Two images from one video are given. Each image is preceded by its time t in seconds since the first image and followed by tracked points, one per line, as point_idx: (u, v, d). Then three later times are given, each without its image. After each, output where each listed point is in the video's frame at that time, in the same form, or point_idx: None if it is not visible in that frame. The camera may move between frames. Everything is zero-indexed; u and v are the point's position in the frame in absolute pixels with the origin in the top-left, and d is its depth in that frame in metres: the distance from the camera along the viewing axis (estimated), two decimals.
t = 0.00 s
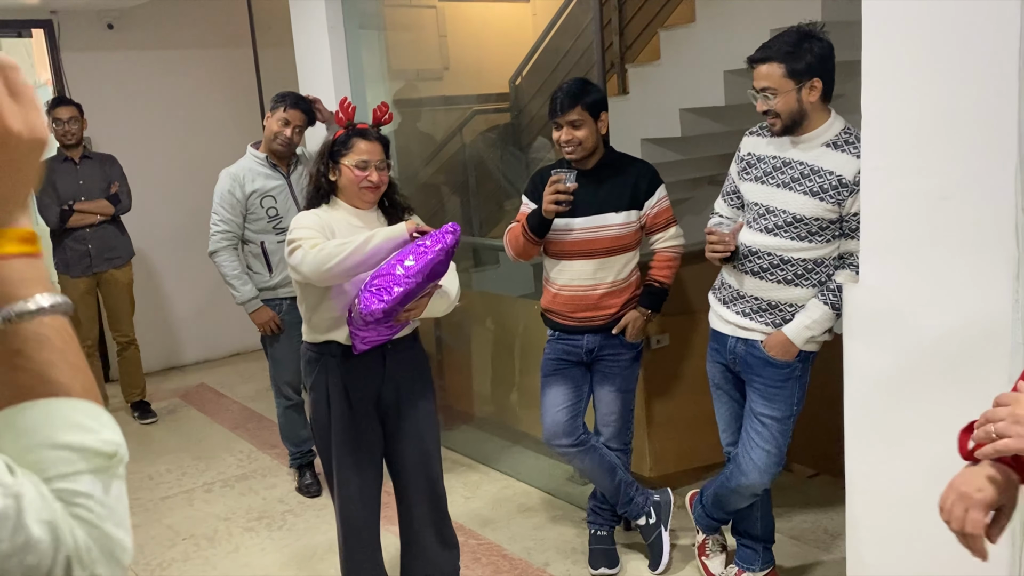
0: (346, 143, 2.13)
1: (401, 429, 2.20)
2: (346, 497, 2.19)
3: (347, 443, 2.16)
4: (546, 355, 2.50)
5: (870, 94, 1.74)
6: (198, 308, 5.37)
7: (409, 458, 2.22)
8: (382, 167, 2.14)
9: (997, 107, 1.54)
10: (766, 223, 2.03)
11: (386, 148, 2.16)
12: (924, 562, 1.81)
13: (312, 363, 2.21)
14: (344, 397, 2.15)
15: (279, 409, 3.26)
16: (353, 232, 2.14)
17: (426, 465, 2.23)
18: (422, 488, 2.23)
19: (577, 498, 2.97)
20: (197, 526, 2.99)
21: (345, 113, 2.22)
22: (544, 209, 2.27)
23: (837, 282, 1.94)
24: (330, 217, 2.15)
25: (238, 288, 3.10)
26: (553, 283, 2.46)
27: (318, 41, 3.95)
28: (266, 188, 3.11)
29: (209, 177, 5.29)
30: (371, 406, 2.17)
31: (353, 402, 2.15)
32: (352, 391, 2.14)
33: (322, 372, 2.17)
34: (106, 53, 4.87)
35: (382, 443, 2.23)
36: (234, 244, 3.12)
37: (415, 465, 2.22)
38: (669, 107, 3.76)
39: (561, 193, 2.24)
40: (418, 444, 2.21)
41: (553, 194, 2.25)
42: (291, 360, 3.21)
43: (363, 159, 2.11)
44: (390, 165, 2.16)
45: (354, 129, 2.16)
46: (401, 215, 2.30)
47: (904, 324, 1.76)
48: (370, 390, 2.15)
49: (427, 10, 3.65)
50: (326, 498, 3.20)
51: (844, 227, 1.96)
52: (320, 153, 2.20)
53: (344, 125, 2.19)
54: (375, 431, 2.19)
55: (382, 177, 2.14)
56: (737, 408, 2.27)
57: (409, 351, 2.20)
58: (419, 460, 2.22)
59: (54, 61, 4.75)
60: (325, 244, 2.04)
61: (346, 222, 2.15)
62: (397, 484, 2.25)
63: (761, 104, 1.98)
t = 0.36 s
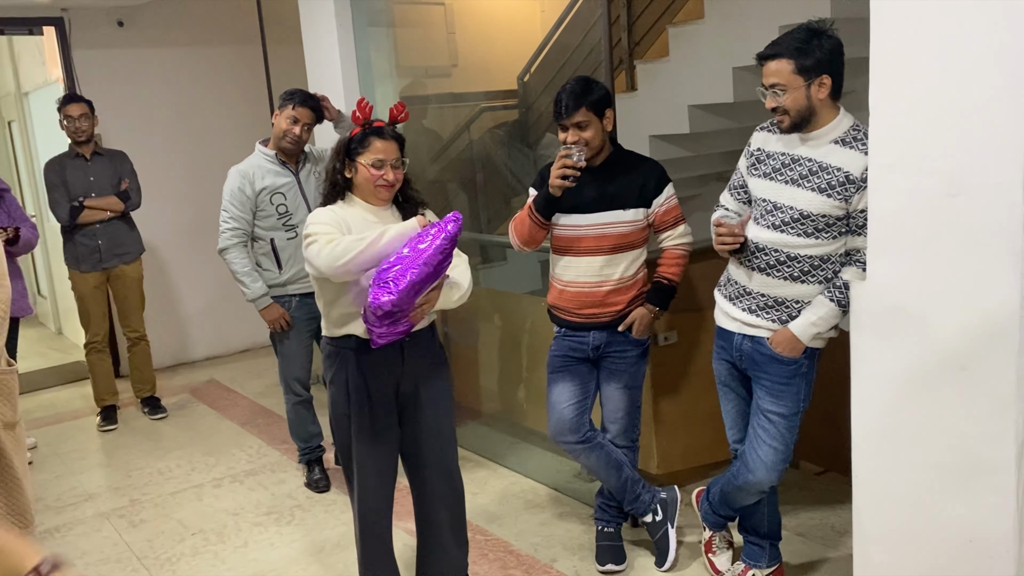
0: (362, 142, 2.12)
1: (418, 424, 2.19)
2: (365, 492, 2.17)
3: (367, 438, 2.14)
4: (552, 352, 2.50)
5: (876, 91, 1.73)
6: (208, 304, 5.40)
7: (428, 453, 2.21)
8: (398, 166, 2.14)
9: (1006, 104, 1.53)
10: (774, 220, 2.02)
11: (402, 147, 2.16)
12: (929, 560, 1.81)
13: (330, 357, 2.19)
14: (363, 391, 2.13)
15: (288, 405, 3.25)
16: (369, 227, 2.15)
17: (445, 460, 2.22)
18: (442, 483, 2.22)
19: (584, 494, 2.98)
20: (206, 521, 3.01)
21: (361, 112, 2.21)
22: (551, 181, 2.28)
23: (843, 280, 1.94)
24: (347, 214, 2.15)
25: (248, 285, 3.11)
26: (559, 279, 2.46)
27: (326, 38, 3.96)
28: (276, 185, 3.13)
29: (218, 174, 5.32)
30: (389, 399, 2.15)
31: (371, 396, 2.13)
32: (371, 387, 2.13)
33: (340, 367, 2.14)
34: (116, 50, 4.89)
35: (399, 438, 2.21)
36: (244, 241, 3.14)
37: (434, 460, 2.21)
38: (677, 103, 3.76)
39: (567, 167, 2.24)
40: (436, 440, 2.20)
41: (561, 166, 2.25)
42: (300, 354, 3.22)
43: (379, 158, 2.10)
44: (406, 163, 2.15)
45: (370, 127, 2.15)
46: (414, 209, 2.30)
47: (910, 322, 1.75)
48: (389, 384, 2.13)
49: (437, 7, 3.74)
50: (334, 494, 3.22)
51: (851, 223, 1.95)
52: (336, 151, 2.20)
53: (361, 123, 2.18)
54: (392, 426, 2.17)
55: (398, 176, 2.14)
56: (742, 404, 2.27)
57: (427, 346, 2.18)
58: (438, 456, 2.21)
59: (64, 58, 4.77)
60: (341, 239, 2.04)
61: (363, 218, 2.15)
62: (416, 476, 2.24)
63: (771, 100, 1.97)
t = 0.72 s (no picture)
0: (369, 135, 2.12)
1: (429, 422, 2.18)
2: (375, 491, 2.16)
3: (378, 435, 2.13)
4: (556, 351, 2.50)
5: (882, 90, 1.73)
6: (212, 303, 5.40)
7: (438, 452, 2.20)
8: (406, 157, 2.13)
9: (1013, 102, 1.52)
10: (778, 220, 2.01)
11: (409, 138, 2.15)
12: (933, 561, 1.80)
13: (341, 354, 2.17)
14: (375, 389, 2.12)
15: (291, 403, 3.25)
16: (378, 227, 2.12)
17: (454, 460, 2.21)
18: (451, 482, 2.21)
19: (587, 494, 2.97)
20: (209, 519, 3.02)
21: (368, 107, 2.22)
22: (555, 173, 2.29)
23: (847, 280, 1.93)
24: (357, 212, 2.13)
25: (252, 284, 3.10)
26: (563, 278, 2.46)
27: (333, 38, 3.97)
28: (280, 184, 3.13)
29: (224, 173, 5.33)
30: (400, 397, 2.13)
31: (381, 394, 2.11)
32: (382, 384, 2.11)
33: (353, 364, 2.13)
34: (122, 48, 4.90)
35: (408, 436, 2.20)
36: (248, 239, 3.13)
37: (443, 459, 2.20)
38: (683, 104, 3.76)
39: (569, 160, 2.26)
40: (445, 439, 2.19)
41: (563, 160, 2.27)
42: (301, 353, 3.23)
43: (386, 149, 2.10)
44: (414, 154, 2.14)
45: (378, 121, 2.15)
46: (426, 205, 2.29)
47: (915, 322, 1.74)
48: (401, 382, 2.12)
49: (443, 6, 3.72)
50: (337, 493, 3.22)
51: (856, 224, 1.95)
52: (347, 148, 2.21)
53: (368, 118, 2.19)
54: (402, 425, 2.16)
55: (407, 167, 2.13)
56: (746, 404, 2.26)
57: (440, 345, 2.17)
58: (449, 455, 2.20)
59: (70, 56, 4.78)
60: (341, 250, 2.02)
61: (371, 216, 2.13)
62: (427, 476, 2.22)
63: (775, 98, 1.97)
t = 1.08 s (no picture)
0: (390, 135, 2.13)
1: (443, 426, 2.14)
2: (387, 495, 2.13)
3: (389, 439, 2.09)
4: (558, 354, 2.50)
5: (883, 96, 1.73)
6: (214, 304, 5.41)
7: (452, 456, 2.16)
8: (424, 160, 2.14)
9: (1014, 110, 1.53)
10: (779, 225, 2.02)
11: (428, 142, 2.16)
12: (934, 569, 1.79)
13: (353, 355, 2.14)
14: (388, 391, 2.09)
15: (292, 406, 3.26)
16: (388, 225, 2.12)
17: (467, 464, 2.17)
18: (465, 489, 2.17)
19: (587, 498, 2.97)
20: (209, 520, 3.02)
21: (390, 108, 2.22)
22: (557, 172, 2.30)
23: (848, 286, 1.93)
24: (368, 210, 2.14)
25: (255, 286, 3.09)
26: (564, 281, 2.46)
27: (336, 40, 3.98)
28: (284, 187, 3.14)
29: (227, 175, 5.34)
30: (413, 400, 2.10)
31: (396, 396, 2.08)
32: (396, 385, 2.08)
33: (364, 365, 2.10)
34: (127, 49, 4.91)
35: (420, 440, 2.16)
36: (251, 242, 3.12)
37: (456, 463, 2.16)
38: (685, 109, 3.76)
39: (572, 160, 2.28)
40: (459, 442, 2.15)
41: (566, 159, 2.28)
42: (303, 355, 3.24)
43: (405, 151, 2.10)
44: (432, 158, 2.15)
45: (399, 123, 2.16)
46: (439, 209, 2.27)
47: (916, 329, 1.74)
48: (414, 384, 2.09)
49: (446, 9, 3.73)
50: (338, 495, 3.22)
51: (856, 230, 1.95)
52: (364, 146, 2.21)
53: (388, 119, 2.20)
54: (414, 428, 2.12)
55: (423, 170, 2.13)
56: (746, 408, 2.27)
57: (450, 347, 2.15)
58: (462, 459, 2.16)
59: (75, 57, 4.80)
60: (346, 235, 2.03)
61: (381, 215, 2.14)
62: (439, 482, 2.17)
63: (777, 100, 1.96)
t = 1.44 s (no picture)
0: (409, 142, 2.13)
1: (446, 433, 2.13)
2: (389, 501, 2.12)
3: (393, 444, 2.09)
4: (558, 361, 2.50)
5: (884, 106, 1.74)
6: (212, 309, 5.41)
7: (455, 464, 2.15)
8: (439, 171, 2.13)
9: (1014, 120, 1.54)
10: (780, 232, 2.03)
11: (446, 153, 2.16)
12: None
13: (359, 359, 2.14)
14: (393, 395, 2.08)
15: (289, 411, 3.26)
16: (397, 230, 2.14)
17: (471, 473, 2.17)
18: (467, 495, 2.17)
19: (585, 506, 2.97)
20: (206, 525, 3.01)
21: (414, 114, 2.23)
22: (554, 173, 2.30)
23: (848, 294, 1.94)
24: (380, 212, 2.15)
25: (253, 293, 3.08)
26: (565, 287, 2.47)
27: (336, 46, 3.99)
28: (284, 195, 3.14)
29: (226, 179, 5.34)
30: (416, 407, 2.10)
31: (399, 403, 2.08)
32: (399, 392, 2.08)
33: (370, 370, 2.08)
34: (128, 54, 4.92)
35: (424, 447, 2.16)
36: (250, 249, 3.11)
37: (459, 470, 2.16)
38: (684, 116, 3.78)
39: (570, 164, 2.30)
40: (465, 450, 2.15)
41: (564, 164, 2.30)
42: (302, 361, 3.23)
43: (422, 160, 2.11)
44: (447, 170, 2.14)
45: (419, 131, 2.16)
46: (452, 220, 2.25)
47: (915, 336, 1.75)
48: (418, 392, 2.09)
49: (447, 17, 3.74)
50: (335, 500, 3.21)
51: (856, 238, 1.96)
52: (383, 148, 2.22)
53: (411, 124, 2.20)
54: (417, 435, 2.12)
55: (437, 181, 2.13)
56: (746, 417, 2.27)
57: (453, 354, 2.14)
58: (466, 467, 2.16)
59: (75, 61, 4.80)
60: (353, 233, 2.07)
61: (392, 219, 2.15)
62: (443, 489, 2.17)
63: (768, 116, 1.99)
